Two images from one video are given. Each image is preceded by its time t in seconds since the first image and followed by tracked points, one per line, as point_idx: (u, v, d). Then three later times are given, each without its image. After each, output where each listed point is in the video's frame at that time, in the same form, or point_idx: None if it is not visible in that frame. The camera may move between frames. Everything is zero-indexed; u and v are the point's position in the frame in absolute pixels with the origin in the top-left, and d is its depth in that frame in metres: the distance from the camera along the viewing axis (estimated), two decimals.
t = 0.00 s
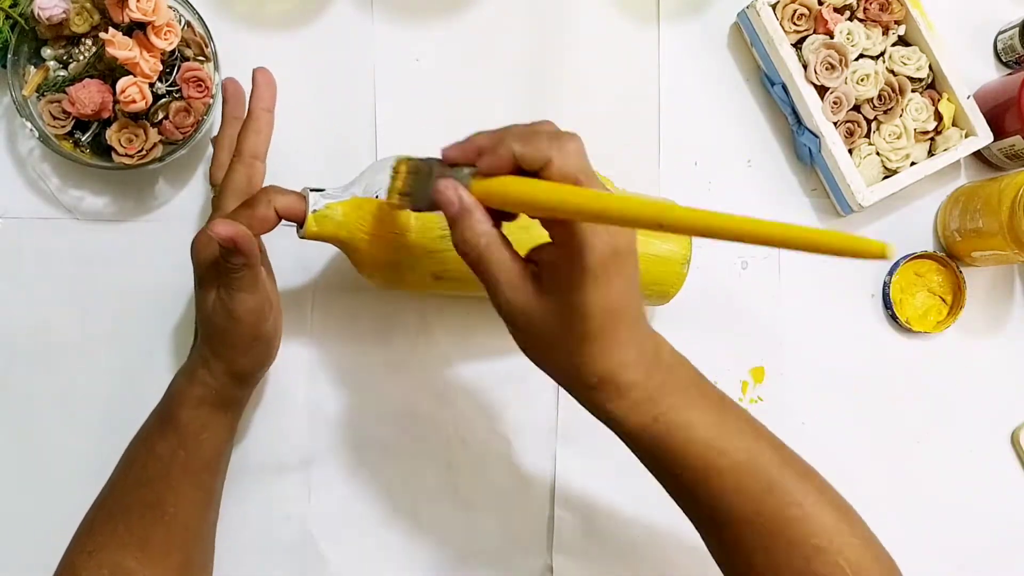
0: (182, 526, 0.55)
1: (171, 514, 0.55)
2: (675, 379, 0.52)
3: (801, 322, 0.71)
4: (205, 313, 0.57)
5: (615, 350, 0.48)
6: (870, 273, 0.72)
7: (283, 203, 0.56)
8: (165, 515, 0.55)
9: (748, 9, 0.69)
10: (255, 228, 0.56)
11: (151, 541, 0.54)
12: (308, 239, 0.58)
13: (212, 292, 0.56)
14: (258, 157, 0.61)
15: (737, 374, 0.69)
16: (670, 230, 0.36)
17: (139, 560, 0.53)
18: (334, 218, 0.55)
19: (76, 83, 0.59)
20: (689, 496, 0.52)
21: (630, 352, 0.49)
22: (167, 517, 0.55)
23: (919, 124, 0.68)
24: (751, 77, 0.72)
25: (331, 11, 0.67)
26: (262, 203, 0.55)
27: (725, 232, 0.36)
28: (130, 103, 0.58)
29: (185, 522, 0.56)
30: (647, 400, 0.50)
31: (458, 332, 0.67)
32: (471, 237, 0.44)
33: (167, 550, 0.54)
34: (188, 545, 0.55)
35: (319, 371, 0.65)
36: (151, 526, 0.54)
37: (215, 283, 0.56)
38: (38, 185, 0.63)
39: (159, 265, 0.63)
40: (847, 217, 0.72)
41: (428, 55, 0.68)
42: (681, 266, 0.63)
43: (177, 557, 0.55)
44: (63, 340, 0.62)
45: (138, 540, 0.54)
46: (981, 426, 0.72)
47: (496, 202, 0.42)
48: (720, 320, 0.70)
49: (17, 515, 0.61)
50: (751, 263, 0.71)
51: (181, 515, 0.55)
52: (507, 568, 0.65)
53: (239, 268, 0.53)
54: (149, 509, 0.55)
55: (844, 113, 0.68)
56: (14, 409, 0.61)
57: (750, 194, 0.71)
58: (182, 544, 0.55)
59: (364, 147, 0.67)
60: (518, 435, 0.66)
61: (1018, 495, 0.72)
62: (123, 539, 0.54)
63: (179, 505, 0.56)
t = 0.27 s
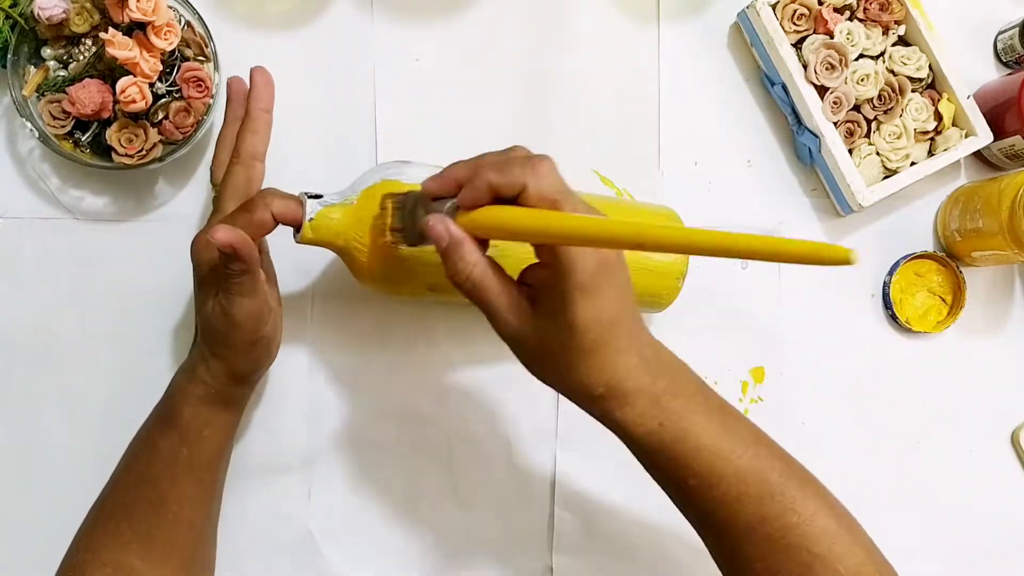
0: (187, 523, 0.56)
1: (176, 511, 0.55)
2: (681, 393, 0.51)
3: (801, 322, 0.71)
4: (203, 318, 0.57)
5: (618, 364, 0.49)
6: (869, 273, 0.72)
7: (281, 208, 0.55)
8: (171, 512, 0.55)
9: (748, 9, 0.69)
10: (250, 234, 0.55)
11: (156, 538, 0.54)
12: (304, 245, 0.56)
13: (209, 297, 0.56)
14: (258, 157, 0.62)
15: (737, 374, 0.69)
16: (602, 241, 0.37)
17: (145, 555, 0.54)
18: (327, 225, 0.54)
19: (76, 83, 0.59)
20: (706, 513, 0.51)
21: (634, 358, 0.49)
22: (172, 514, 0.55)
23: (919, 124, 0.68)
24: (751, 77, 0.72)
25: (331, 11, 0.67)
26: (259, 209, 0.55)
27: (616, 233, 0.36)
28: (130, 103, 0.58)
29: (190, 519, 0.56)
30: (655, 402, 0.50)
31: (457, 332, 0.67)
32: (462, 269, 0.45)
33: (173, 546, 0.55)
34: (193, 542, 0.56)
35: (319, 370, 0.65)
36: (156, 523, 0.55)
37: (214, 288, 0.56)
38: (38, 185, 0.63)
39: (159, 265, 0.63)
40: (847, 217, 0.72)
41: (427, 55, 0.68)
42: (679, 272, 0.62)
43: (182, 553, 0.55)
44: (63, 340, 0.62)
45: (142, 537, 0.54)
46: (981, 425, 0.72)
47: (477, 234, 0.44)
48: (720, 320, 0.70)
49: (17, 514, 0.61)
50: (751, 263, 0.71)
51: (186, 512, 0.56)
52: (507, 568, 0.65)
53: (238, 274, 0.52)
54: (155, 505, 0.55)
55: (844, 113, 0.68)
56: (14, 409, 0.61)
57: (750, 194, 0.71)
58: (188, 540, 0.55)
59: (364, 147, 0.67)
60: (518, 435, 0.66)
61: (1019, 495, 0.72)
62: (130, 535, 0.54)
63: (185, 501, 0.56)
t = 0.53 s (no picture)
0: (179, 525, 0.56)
1: (167, 514, 0.55)
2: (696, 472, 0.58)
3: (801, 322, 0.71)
4: (206, 312, 0.56)
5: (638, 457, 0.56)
6: (869, 273, 0.72)
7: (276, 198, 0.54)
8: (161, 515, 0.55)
9: (748, 9, 0.69)
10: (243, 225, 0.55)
11: (149, 540, 0.54)
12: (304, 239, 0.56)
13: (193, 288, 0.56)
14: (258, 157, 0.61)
15: (737, 374, 0.69)
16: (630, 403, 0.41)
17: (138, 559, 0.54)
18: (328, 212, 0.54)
19: (76, 83, 0.59)
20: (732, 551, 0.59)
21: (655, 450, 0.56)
22: (163, 516, 0.55)
23: (919, 124, 0.68)
24: (751, 77, 0.72)
25: (331, 12, 0.67)
26: (256, 203, 0.54)
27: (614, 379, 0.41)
28: (130, 103, 0.58)
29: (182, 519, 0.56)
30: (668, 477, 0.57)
31: (457, 332, 0.67)
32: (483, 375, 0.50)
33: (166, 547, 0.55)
34: (186, 543, 0.56)
35: (319, 370, 0.65)
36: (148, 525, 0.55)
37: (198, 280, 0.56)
38: (38, 185, 0.63)
39: (159, 265, 0.63)
40: (847, 217, 0.72)
41: (427, 55, 0.68)
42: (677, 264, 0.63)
43: (175, 555, 0.55)
44: (63, 339, 0.62)
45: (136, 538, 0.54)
46: (980, 426, 0.72)
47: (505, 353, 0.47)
48: (720, 321, 0.70)
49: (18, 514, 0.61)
50: (750, 263, 0.71)
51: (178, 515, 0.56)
52: (507, 568, 0.65)
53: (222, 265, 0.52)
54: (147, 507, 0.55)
55: (844, 113, 0.68)
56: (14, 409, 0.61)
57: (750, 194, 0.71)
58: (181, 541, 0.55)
59: (364, 147, 0.67)
60: (518, 434, 0.66)
61: (1018, 495, 0.72)
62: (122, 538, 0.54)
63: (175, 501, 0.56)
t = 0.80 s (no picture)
0: (174, 527, 0.56)
1: (161, 515, 0.56)
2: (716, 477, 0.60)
3: (802, 322, 0.71)
4: (199, 302, 0.56)
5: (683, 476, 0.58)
6: (870, 273, 0.72)
7: (275, 195, 0.55)
8: (154, 515, 0.56)
9: (748, 9, 0.69)
10: (241, 220, 0.55)
11: (144, 542, 0.55)
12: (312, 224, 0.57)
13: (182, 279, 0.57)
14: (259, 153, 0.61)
15: (738, 374, 0.69)
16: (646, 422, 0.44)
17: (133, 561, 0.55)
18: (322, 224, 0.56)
19: (76, 83, 0.59)
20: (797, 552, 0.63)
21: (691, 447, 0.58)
22: (158, 516, 0.56)
23: (919, 124, 0.68)
24: (751, 77, 0.72)
25: (331, 12, 0.67)
26: (255, 197, 0.55)
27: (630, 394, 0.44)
28: (130, 103, 0.58)
29: (177, 521, 0.56)
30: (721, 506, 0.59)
31: (456, 332, 0.66)
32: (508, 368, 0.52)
33: (161, 550, 0.56)
34: (184, 541, 0.57)
35: (319, 369, 0.65)
36: (142, 527, 0.55)
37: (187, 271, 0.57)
38: (38, 185, 0.63)
39: (158, 265, 0.63)
40: (847, 217, 0.72)
41: (428, 55, 0.68)
42: (668, 325, 0.62)
43: (169, 556, 0.56)
44: (63, 339, 0.62)
45: (131, 539, 0.55)
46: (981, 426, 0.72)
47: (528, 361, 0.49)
48: (720, 321, 0.70)
49: (18, 513, 0.61)
50: (751, 263, 0.71)
51: (172, 517, 0.56)
52: (507, 568, 0.65)
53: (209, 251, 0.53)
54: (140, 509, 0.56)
55: (844, 113, 0.68)
56: (13, 409, 0.61)
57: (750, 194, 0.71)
58: (175, 544, 0.56)
59: (364, 146, 0.67)
60: (518, 435, 0.66)
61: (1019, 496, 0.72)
62: (117, 539, 0.55)
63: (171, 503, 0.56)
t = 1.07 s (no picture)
0: (169, 528, 0.56)
1: (157, 516, 0.56)
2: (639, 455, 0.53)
3: (801, 322, 0.71)
4: (199, 306, 0.56)
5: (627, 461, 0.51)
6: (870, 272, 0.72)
7: (279, 201, 0.55)
8: (150, 516, 0.56)
9: (748, 9, 0.69)
10: (245, 224, 0.55)
11: (139, 542, 0.55)
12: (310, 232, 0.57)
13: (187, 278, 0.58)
14: (271, 158, 0.61)
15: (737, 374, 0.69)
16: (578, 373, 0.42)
17: (128, 562, 0.55)
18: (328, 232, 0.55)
19: (75, 83, 0.59)
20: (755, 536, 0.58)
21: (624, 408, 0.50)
22: (154, 516, 0.56)
23: (919, 124, 0.68)
24: (751, 77, 0.72)
25: (331, 12, 0.67)
26: (261, 201, 0.55)
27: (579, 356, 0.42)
28: (130, 103, 0.58)
29: (174, 523, 0.56)
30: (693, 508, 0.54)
31: (456, 333, 0.66)
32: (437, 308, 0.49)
33: (157, 551, 0.55)
34: (180, 544, 0.56)
35: (319, 369, 0.65)
36: (138, 527, 0.55)
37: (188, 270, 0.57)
38: (39, 185, 0.63)
39: (158, 265, 0.63)
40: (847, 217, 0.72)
41: (427, 55, 0.68)
42: (668, 331, 0.62)
43: (165, 557, 0.55)
44: (63, 339, 0.62)
45: (126, 539, 0.55)
46: (980, 425, 0.72)
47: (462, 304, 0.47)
48: (720, 320, 0.70)
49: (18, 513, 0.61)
50: (750, 263, 0.71)
51: (168, 517, 0.56)
52: (506, 568, 0.65)
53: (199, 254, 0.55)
54: (136, 509, 0.56)
55: (844, 113, 0.68)
56: (14, 410, 0.61)
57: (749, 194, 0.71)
58: (171, 547, 0.56)
59: (364, 146, 0.67)
60: (518, 434, 0.66)
61: (1019, 496, 0.72)
62: (113, 539, 0.55)
63: (166, 503, 0.56)
